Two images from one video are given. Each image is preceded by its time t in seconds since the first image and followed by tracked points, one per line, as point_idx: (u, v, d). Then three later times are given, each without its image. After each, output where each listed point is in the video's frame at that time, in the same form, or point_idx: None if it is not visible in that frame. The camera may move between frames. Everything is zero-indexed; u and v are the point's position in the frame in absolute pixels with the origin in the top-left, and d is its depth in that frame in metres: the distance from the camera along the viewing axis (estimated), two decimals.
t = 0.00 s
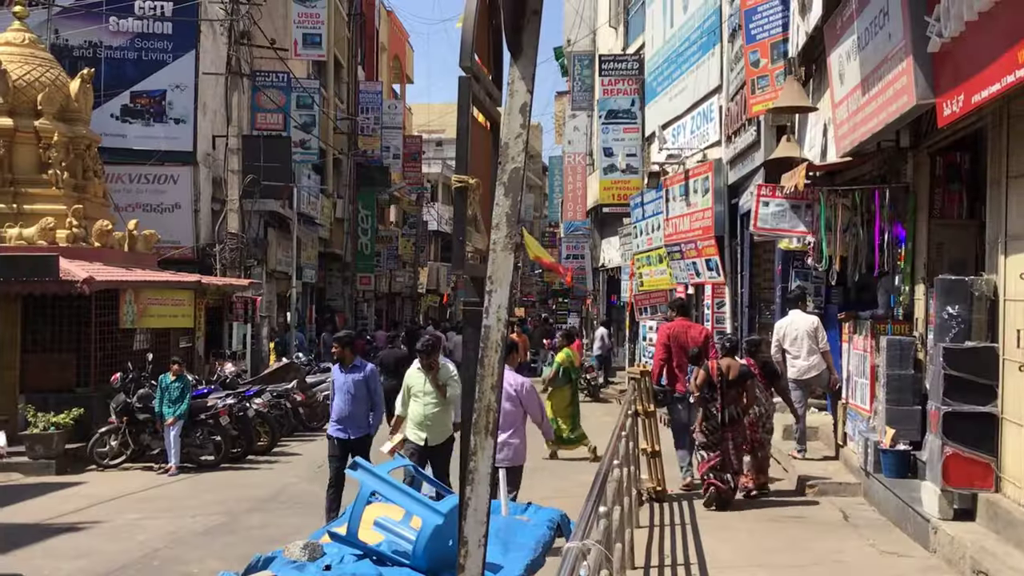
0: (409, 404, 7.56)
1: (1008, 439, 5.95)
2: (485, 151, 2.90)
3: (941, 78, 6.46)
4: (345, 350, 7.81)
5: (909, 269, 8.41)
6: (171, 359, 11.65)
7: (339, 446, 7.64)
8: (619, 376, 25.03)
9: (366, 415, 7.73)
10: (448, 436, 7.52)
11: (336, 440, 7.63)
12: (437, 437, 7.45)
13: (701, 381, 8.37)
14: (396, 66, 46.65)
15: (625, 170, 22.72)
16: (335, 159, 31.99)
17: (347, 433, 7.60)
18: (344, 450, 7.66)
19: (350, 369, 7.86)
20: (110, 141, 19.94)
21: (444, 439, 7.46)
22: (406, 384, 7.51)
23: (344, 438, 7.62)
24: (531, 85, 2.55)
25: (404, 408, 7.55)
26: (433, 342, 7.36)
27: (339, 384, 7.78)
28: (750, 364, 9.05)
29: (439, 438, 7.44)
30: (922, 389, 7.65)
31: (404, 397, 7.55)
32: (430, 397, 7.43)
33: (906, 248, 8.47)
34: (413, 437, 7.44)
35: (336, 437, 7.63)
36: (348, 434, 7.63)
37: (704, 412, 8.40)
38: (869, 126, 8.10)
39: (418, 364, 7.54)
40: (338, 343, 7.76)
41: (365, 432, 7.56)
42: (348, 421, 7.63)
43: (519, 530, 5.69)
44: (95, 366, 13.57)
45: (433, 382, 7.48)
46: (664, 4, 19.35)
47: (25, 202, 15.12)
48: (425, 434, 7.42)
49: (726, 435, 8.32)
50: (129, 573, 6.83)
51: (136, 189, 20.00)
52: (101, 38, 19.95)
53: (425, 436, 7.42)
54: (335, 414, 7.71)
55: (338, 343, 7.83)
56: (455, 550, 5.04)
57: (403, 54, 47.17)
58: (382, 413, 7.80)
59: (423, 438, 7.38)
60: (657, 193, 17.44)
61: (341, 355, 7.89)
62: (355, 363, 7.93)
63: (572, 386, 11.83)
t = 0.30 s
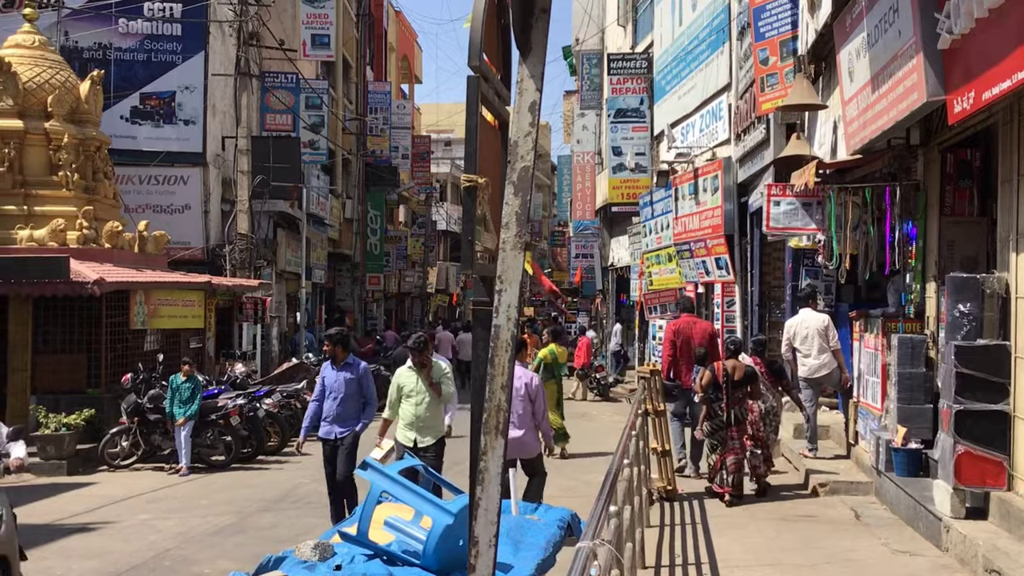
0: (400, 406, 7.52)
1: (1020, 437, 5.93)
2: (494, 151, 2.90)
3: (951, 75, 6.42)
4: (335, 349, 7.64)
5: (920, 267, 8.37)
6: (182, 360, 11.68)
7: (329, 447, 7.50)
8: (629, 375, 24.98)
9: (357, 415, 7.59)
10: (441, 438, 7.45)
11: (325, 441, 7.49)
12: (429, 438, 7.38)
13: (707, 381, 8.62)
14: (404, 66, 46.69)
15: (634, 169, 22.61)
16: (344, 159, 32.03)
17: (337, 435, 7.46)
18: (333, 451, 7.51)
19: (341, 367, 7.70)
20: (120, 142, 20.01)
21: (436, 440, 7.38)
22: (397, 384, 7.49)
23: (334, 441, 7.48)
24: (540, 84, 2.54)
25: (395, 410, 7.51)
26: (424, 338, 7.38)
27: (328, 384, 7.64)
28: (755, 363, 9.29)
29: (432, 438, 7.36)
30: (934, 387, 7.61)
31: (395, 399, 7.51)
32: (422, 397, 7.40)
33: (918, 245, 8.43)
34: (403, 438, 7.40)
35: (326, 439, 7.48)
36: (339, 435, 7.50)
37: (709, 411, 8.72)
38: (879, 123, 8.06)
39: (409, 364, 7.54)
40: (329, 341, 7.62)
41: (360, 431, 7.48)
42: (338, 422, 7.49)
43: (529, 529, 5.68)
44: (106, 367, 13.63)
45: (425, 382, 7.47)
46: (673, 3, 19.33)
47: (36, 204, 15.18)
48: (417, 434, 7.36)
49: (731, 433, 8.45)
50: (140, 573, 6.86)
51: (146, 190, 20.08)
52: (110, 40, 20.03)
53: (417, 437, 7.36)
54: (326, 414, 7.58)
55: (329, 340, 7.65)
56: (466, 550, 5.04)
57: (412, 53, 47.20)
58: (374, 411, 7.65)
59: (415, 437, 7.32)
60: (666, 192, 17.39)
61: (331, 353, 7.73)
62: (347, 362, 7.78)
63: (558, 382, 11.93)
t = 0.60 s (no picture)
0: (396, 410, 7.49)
1: None
2: (503, 149, 2.90)
3: (963, 71, 6.38)
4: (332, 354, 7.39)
5: (932, 264, 8.34)
6: (194, 360, 11.73)
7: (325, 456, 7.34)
8: (640, 374, 24.91)
9: (354, 421, 7.41)
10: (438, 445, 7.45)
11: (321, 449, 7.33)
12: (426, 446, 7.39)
13: (711, 373, 8.74)
14: (414, 66, 46.73)
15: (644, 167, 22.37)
16: (354, 159, 32.06)
17: (334, 445, 7.30)
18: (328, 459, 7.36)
19: (338, 373, 7.46)
20: (131, 143, 20.09)
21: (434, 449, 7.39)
22: (393, 390, 7.43)
23: (331, 449, 7.31)
24: (549, 81, 2.54)
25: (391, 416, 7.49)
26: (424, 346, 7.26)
27: (325, 390, 7.42)
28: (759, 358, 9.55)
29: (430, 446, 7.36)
30: (946, 385, 7.58)
31: (391, 402, 7.48)
32: (419, 405, 7.36)
33: (929, 243, 8.39)
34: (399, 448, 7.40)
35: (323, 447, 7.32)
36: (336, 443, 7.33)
37: (712, 403, 8.77)
38: (890, 120, 8.02)
39: (407, 368, 7.45)
40: (325, 346, 7.37)
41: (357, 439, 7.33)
42: (334, 430, 7.31)
43: (540, 528, 5.67)
44: (117, 367, 13.69)
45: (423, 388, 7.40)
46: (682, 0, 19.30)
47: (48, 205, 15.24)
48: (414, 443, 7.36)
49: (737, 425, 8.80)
50: (152, 572, 6.88)
51: (157, 191, 20.15)
52: (121, 41, 20.11)
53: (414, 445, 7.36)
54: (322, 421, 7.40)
55: (326, 344, 7.38)
56: (476, 549, 5.03)
57: (421, 53, 47.21)
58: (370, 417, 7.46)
59: (412, 447, 7.31)
60: (677, 190, 17.35)
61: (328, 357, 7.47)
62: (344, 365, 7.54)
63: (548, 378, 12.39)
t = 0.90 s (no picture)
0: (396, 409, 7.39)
1: None
2: (516, 147, 2.89)
3: (978, 67, 6.34)
4: (329, 350, 7.16)
5: (947, 261, 8.29)
6: (207, 358, 11.78)
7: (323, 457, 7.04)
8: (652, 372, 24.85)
9: (353, 420, 7.15)
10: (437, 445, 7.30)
11: (317, 450, 7.02)
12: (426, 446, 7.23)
13: (720, 372, 9.14)
14: (426, 64, 46.73)
15: (656, 165, 22.35)
16: (366, 158, 32.11)
17: (333, 444, 7.02)
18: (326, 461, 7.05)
19: (335, 370, 7.21)
20: (145, 143, 20.18)
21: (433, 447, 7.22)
22: (393, 388, 7.35)
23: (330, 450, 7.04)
24: (561, 78, 2.53)
25: (390, 415, 7.37)
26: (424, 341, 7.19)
27: (322, 389, 7.17)
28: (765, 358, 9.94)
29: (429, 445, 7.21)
30: (961, 383, 7.54)
31: (392, 402, 7.40)
32: (419, 402, 7.25)
33: (944, 239, 8.34)
34: (399, 446, 7.25)
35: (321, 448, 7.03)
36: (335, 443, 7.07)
37: (720, 401, 9.12)
38: (904, 116, 7.96)
39: (407, 366, 7.38)
40: (321, 342, 7.12)
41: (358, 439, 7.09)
42: (333, 430, 7.04)
43: (552, 527, 5.66)
44: (131, 366, 13.76)
45: (423, 386, 7.30)
46: None
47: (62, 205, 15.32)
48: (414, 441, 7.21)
49: (744, 422, 9.00)
50: (167, 571, 6.91)
51: (170, 191, 20.24)
52: (135, 40, 20.18)
53: (413, 444, 7.20)
54: (320, 421, 7.14)
55: (322, 340, 7.15)
56: (490, 547, 5.04)
57: (433, 52, 47.25)
58: (370, 415, 7.21)
59: (412, 445, 7.15)
60: (689, 187, 17.28)
61: (324, 354, 7.22)
62: (340, 362, 7.28)
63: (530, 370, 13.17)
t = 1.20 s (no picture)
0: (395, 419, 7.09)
1: None
2: (533, 145, 2.88)
3: (998, 63, 6.28)
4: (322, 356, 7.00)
5: (967, 258, 8.22)
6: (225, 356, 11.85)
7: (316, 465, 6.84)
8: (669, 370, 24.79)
9: (345, 428, 6.95)
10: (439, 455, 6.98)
11: (309, 459, 6.83)
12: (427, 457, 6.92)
13: (735, 363, 9.21)
14: (442, 62, 46.75)
15: (673, 162, 22.28)
16: (383, 156, 32.17)
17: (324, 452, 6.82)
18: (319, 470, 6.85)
19: (326, 376, 7.05)
20: (163, 142, 20.29)
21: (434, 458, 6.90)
22: (390, 396, 7.04)
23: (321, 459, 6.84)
24: (580, 75, 2.53)
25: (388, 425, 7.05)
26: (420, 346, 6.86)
27: (312, 395, 6.99)
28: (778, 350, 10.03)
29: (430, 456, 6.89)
30: (982, 380, 7.48)
31: (390, 411, 7.09)
32: (419, 410, 6.93)
33: (964, 236, 8.27)
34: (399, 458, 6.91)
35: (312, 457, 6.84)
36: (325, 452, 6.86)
37: (736, 392, 9.21)
38: (923, 112, 7.90)
39: (404, 372, 7.06)
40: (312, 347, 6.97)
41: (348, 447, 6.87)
42: (324, 437, 6.85)
43: (570, 525, 5.65)
44: (150, 364, 13.85)
45: (421, 393, 6.99)
46: None
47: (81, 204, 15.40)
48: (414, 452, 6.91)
49: (756, 415, 9.22)
50: (186, 568, 6.94)
51: (188, 189, 20.34)
52: (152, 40, 20.28)
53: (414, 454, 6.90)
54: (311, 430, 6.94)
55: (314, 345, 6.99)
56: (507, 545, 5.04)
57: (449, 50, 47.27)
58: (363, 423, 6.99)
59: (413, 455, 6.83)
60: (705, 184, 17.22)
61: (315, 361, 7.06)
62: (332, 369, 7.13)
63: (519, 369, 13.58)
